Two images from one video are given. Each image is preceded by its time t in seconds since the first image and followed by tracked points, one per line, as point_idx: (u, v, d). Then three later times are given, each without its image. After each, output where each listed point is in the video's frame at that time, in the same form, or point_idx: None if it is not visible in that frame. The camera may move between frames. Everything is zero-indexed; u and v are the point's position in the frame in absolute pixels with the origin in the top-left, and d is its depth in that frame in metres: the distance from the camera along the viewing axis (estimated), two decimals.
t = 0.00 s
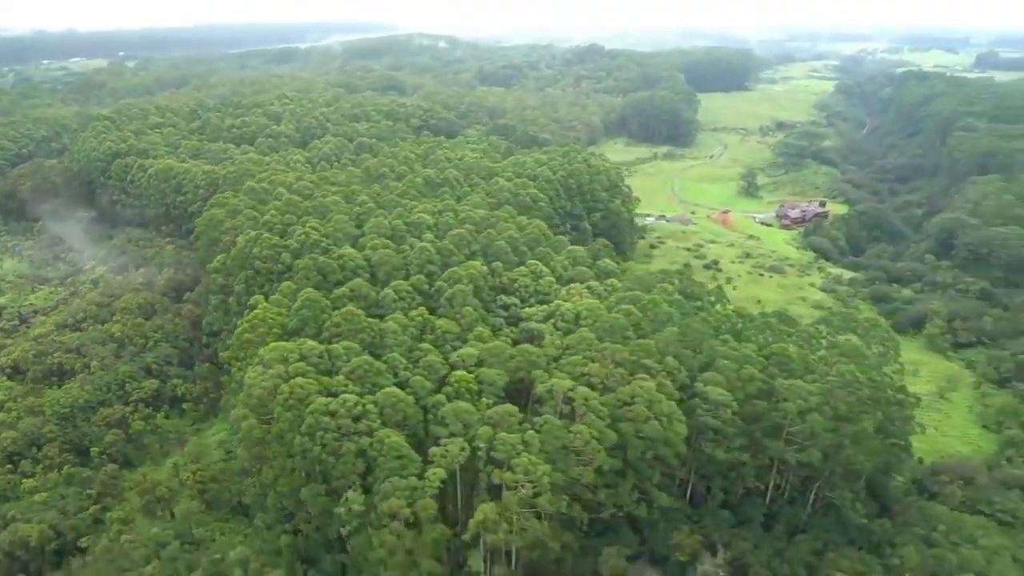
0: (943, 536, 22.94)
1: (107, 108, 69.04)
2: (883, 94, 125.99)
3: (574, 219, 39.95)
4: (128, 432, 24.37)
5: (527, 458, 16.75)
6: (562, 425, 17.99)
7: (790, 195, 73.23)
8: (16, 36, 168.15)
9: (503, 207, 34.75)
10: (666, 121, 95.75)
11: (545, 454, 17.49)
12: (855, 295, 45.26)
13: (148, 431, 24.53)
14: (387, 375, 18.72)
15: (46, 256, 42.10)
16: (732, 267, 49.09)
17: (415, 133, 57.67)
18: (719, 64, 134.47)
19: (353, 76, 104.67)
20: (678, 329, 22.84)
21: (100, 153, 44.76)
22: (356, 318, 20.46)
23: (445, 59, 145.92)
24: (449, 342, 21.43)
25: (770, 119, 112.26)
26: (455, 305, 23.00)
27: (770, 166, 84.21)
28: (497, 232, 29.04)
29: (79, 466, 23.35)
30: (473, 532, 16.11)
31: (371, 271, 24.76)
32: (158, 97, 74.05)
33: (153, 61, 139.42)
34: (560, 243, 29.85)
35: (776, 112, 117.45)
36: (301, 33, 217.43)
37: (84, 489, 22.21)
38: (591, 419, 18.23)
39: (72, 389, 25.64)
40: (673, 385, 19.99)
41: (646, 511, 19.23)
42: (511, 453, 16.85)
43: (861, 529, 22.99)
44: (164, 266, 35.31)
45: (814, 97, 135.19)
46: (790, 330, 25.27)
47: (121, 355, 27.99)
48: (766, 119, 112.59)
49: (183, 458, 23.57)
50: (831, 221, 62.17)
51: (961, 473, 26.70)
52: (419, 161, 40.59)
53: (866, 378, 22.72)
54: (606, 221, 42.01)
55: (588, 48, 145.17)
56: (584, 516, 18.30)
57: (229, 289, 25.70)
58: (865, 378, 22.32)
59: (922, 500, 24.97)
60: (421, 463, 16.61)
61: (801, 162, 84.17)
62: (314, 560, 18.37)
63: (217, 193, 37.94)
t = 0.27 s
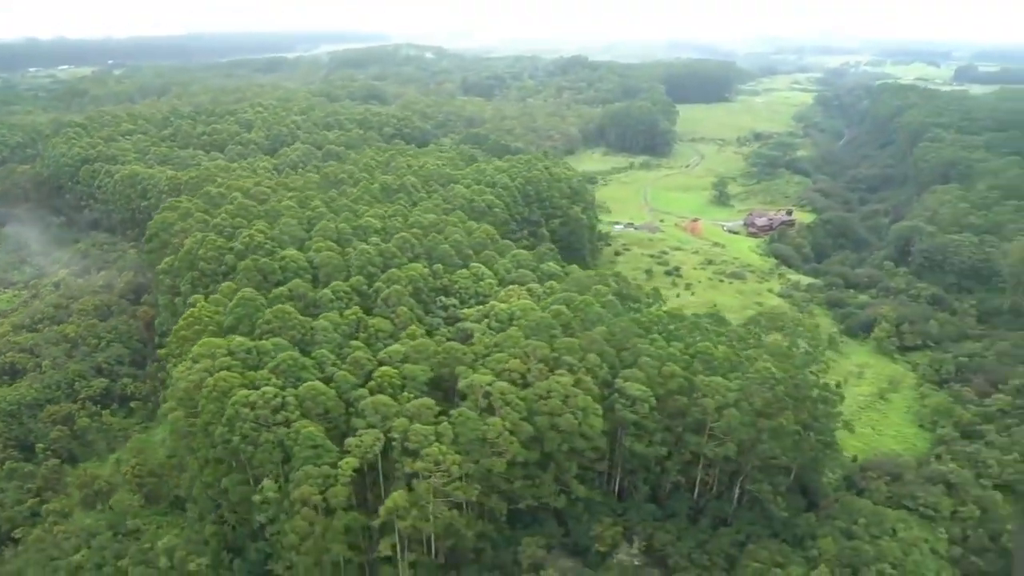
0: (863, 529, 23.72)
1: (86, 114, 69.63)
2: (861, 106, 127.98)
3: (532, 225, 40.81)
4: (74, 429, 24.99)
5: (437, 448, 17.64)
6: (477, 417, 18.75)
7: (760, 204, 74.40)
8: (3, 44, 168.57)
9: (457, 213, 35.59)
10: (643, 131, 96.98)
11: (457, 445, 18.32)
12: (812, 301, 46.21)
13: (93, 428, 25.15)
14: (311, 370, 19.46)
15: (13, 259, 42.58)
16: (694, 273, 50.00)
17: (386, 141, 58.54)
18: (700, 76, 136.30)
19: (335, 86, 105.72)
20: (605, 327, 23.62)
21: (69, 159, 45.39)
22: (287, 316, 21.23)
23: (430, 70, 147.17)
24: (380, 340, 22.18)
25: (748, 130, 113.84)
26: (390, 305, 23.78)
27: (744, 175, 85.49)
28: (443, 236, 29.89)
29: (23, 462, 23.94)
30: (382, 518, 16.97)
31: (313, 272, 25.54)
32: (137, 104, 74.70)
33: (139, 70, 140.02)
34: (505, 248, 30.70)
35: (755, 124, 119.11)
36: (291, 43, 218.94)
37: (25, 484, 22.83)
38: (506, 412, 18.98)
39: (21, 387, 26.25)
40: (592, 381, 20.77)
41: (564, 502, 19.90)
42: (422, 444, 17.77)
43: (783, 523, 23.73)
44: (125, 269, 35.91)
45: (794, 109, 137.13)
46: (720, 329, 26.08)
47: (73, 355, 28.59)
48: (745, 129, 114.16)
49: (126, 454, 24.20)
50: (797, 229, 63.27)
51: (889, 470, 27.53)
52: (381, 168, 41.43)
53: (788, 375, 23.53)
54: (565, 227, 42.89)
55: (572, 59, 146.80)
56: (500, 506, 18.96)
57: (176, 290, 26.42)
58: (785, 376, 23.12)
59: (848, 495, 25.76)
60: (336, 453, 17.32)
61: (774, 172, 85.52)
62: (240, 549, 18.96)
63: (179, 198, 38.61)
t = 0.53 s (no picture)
0: (786, 501, 24.70)
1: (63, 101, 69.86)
2: (844, 97, 128.64)
3: (493, 211, 41.54)
4: (26, 406, 25.86)
5: (357, 419, 18.55)
6: (400, 390, 19.59)
7: (735, 192, 75.19)
8: None
9: (413, 199, 36.27)
10: (624, 120, 97.47)
11: (379, 416, 19.21)
12: (772, 287, 47.11)
13: (45, 405, 26.06)
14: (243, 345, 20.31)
15: None
16: (659, 260, 50.82)
17: (359, 128, 59.03)
18: (685, 66, 136.72)
19: (318, 74, 105.88)
20: (539, 306, 24.46)
21: (39, 146, 45.90)
22: (224, 294, 22.10)
23: (417, 58, 147.15)
24: (317, 319, 23.00)
25: (730, 119, 114.40)
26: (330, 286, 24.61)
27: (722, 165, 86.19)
28: (393, 220, 30.63)
29: None
30: (303, 483, 17.92)
31: (259, 254, 26.33)
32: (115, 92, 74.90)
33: (124, 58, 139.61)
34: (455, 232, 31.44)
35: (738, 113, 119.71)
36: (280, 31, 218.16)
37: None
38: (429, 385, 19.82)
39: None
40: (517, 356, 21.63)
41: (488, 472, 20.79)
42: (343, 415, 18.68)
43: (710, 495, 24.70)
44: (89, 253, 36.55)
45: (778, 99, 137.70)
46: (656, 310, 26.92)
47: (30, 335, 29.35)
48: (727, 119, 114.73)
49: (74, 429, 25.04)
50: (767, 217, 64.11)
51: (821, 447, 28.52)
52: (344, 154, 42.03)
53: (715, 353, 24.40)
54: (527, 214, 43.65)
55: (558, 49, 146.96)
56: (424, 475, 19.84)
57: (127, 272, 27.20)
58: (711, 353, 24.00)
59: (778, 471, 26.74)
60: (259, 423, 18.21)
61: (751, 162, 86.21)
62: (176, 517, 19.81)
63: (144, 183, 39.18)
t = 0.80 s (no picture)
0: (716, 488, 25.54)
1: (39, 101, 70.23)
2: (823, 100, 130.12)
3: (453, 209, 42.30)
4: None
5: (280, 403, 19.39)
6: (326, 377, 20.37)
7: (707, 193, 76.20)
8: None
9: (371, 196, 37.00)
10: (602, 122, 98.39)
11: (304, 402, 20.07)
12: (731, 285, 48.03)
13: None
14: (177, 334, 21.09)
15: None
16: (623, 258, 51.69)
17: (331, 128, 59.70)
18: (667, 69, 137.91)
19: (299, 75, 106.50)
20: (475, 299, 25.25)
21: (7, 144, 46.42)
22: (163, 286, 22.88)
23: (402, 60, 147.74)
24: (256, 310, 23.72)
25: (710, 121, 115.56)
26: (272, 279, 25.34)
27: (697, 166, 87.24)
28: (344, 216, 31.36)
29: None
30: (225, 465, 18.72)
31: (206, 248, 27.04)
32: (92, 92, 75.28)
33: (108, 58, 139.66)
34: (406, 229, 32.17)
35: (718, 115, 120.92)
36: (268, 32, 218.42)
37: None
38: (355, 372, 20.60)
39: None
40: (446, 346, 22.39)
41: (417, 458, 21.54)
42: (269, 400, 19.45)
43: (642, 482, 25.52)
44: (50, 249, 37.09)
45: (760, 101, 139.04)
46: (595, 303, 27.73)
47: None
48: (707, 121, 115.88)
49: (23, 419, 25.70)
50: (736, 217, 65.10)
51: (757, 437, 29.39)
52: (307, 153, 42.73)
53: (645, 344, 25.23)
54: (489, 212, 44.47)
55: (542, 51, 147.84)
56: (351, 460, 20.59)
57: (78, 266, 27.87)
58: (641, 345, 24.82)
59: (712, 459, 27.58)
60: (186, 408, 19.00)
61: (727, 163, 87.30)
62: (110, 501, 20.52)
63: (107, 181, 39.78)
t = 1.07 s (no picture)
0: (649, 466, 26.39)
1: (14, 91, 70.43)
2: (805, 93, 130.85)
3: (415, 198, 42.97)
4: None
5: (211, 380, 20.19)
6: (258, 356, 21.17)
7: (682, 184, 76.96)
8: None
9: (329, 185, 37.65)
10: (582, 114, 98.93)
11: (236, 378, 20.92)
12: (693, 274, 48.85)
13: None
14: (116, 315, 21.90)
15: None
16: (589, 248, 52.48)
17: (303, 119, 60.20)
18: (651, 62, 138.48)
19: (281, 67, 106.68)
20: (415, 283, 26.01)
21: None
22: (106, 270, 23.66)
23: (387, 52, 147.79)
24: (199, 293, 24.46)
25: (691, 113, 116.25)
26: (217, 263, 26.05)
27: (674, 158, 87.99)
28: (297, 204, 32.04)
29: None
30: (156, 439, 19.56)
31: (156, 233, 27.70)
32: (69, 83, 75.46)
33: (92, 49, 139.35)
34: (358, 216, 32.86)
35: (700, 108, 121.62)
36: (256, 24, 217.80)
37: None
38: (287, 351, 21.39)
39: None
40: (381, 327, 23.19)
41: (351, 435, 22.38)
42: (200, 377, 20.25)
43: (578, 461, 26.37)
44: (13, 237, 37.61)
45: (743, 94, 139.76)
46: (536, 288, 28.50)
47: None
48: (688, 113, 116.57)
49: None
50: (706, 208, 65.90)
51: (697, 419, 30.24)
52: (271, 143, 43.32)
53: (580, 327, 26.06)
54: (452, 202, 45.15)
55: (527, 43, 148.13)
56: (285, 436, 21.50)
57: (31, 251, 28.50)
58: (575, 327, 25.67)
59: (650, 440, 28.40)
60: (119, 384, 19.86)
61: (703, 155, 88.05)
62: (51, 475, 21.31)
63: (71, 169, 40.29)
